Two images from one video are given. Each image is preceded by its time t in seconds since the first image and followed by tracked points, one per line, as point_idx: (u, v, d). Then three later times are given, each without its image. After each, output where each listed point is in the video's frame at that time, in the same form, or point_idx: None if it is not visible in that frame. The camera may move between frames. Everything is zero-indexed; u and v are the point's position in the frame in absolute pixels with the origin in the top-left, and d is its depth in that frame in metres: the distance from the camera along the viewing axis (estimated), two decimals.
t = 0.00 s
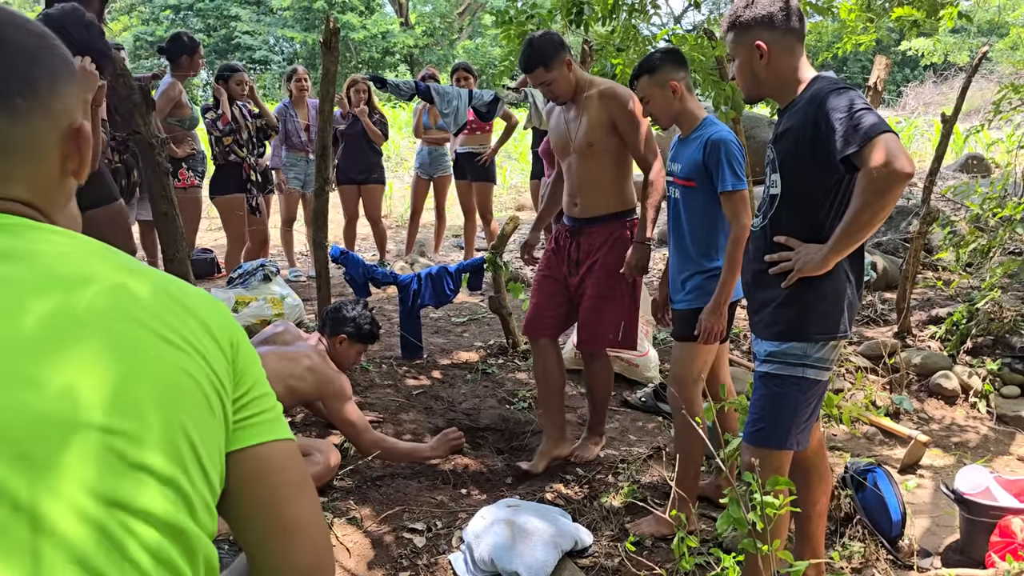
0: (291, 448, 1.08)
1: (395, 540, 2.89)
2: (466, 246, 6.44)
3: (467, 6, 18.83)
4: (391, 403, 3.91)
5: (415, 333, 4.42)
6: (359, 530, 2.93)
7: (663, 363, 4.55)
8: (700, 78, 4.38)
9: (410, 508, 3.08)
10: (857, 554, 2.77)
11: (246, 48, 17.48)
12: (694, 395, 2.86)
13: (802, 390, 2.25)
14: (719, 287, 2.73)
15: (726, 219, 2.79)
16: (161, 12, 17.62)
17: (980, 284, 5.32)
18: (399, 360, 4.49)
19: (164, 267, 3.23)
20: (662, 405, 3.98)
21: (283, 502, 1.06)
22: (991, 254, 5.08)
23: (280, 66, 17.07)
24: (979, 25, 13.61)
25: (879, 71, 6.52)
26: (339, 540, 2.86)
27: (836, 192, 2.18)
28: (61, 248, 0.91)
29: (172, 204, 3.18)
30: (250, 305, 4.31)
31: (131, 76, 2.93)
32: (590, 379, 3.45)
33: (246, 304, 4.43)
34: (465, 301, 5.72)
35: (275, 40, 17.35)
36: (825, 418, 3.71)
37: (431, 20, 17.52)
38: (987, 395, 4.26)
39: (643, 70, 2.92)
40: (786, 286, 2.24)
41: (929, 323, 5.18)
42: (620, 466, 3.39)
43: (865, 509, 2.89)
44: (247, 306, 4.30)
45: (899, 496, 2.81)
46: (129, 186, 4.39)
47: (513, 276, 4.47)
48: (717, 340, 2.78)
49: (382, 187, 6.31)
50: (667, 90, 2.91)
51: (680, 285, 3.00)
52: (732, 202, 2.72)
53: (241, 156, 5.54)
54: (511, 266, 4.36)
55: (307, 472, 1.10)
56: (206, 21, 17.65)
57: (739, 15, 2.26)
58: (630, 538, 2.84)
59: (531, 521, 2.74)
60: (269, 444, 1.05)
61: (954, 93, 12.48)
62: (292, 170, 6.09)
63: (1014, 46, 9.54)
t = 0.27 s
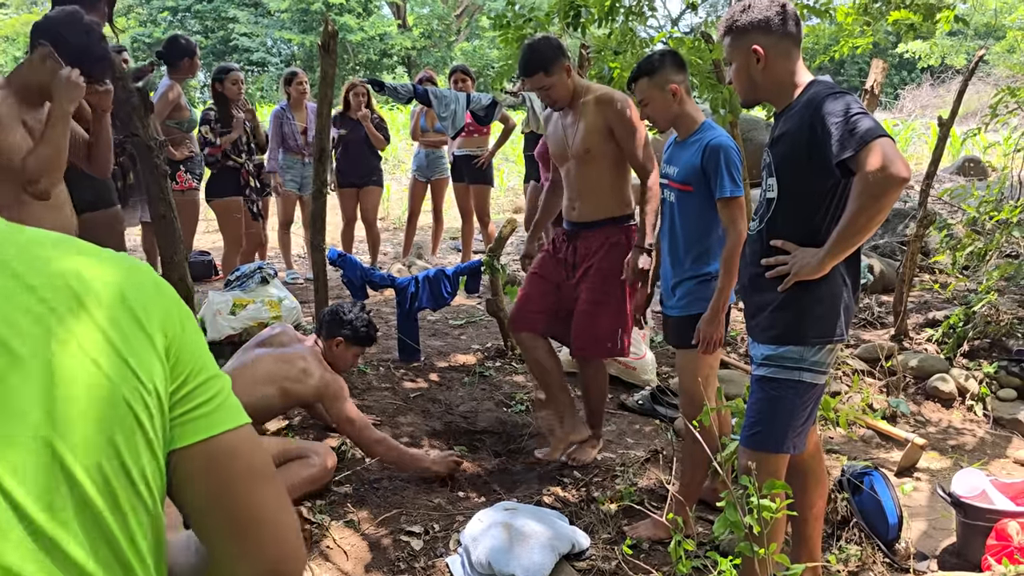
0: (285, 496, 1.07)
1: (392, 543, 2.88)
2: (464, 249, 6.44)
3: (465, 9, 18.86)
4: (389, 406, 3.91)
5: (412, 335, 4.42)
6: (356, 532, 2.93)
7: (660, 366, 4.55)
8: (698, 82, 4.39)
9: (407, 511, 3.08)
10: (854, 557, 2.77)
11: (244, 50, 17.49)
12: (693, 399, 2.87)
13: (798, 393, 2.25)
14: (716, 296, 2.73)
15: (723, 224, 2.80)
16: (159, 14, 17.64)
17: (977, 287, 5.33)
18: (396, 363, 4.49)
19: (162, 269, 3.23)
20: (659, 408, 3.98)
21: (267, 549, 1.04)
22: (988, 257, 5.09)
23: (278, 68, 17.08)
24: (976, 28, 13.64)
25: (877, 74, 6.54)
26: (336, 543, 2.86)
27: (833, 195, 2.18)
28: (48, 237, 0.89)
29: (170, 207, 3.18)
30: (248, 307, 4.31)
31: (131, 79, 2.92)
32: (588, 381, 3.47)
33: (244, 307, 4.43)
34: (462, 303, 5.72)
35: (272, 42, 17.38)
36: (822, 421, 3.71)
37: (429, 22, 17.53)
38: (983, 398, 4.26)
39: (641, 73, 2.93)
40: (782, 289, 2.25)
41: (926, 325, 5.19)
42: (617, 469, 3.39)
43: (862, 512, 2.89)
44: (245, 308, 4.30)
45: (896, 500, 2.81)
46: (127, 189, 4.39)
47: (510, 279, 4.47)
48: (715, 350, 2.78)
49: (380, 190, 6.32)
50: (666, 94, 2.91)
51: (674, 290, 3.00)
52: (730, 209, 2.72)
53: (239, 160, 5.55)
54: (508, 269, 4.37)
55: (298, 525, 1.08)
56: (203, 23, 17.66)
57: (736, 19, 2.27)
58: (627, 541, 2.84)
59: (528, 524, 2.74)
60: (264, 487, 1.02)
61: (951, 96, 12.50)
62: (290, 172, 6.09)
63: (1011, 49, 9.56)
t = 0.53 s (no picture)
0: (291, 490, 1.10)
1: (392, 546, 2.88)
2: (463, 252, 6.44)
3: (465, 11, 18.89)
4: (389, 409, 3.91)
5: (412, 338, 4.41)
6: (356, 535, 2.93)
7: (660, 369, 4.55)
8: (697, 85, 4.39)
9: (407, 514, 3.08)
10: (854, 561, 2.78)
11: (244, 52, 17.52)
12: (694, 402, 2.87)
13: (798, 396, 2.25)
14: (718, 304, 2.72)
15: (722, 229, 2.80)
16: (158, 16, 17.66)
17: (976, 290, 5.34)
18: (396, 365, 4.49)
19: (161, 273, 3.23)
20: (660, 411, 3.98)
21: (269, 541, 1.08)
22: (988, 260, 5.09)
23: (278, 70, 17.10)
24: (975, 31, 13.65)
25: (876, 77, 6.54)
26: (336, 546, 2.86)
27: (833, 198, 2.19)
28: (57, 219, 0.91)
29: (170, 209, 3.18)
30: (248, 310, 4.30)
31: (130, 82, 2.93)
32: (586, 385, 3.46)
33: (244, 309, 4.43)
34: (462, 306, 5.73)
35: (271, 44, 17.41)
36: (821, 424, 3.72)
37: (429, 24, 17.53)
38: (983, 401, 4.26)
39: (641, 77, 2.92)
40: (783, 293, 2.25)
41: (926, 328, 5.19)
42: (616, 472, 3.40)
43: (862, 515, 2.89)
44: (244, 311, 4.29)
45: (896, 503, 2.81)
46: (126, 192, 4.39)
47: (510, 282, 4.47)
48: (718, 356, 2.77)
49: (380, 192, 6.32)
50: (666, 98, 2.92)
51: (673, 294, 3.00)
52: (729, 215, 2.72)
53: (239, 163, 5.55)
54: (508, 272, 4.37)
55: (301, 520, 1.13)
56: (203, 25, 17.68)
57: (735, 23, 2.27)
58: (627, 545, 2.84)
59: (529, 526, 2.74)
60: (272, 481, 1.05)
61: (950, 99, 12.51)
62: (289, 175, 6.09)
63: (1010, 52, 9.57)
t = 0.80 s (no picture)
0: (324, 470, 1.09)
1: (392, 547, 2.88)
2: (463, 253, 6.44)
3: (463, 12, 18.91)
4: (389, 409, 3.90)
5: (412, 339, 4.41)
6: (356, 537, 2.93)
7: (660, 370, 4.56)
8: (697, 86, 4.39)
9: (407, 515, 3.08)
10: (854, 561, 2.78)
11: (243, 52, 17.52)
12: (693, 403, 2.88)
13: (798, 398, 2.26)
14: (708, 303, 2.76)
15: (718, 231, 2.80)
16: (158, 17, 17.66)
17: (975, 291, 5.34)
18: (395, 366, 4.49)
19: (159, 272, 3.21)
20: (659, 412, 3.98)
21: (308, 520, 1.06)
22: (986, 262, 5.10)
23: (277, 71, 17.11)
24: (973, 33, 13.67)
25: (875, 79, 6.55)
26: (336, 547, 2.86)
27: (834, 199, 2.19)
28: (80, 212, 0.88)
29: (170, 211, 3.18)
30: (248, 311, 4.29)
31: (130, 83, 2.94)
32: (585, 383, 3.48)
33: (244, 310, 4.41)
34: (462, 307, 5.73)
35: (270, 45, 17.41)
36: (821, 425, 3.72)
37: (428, 25, 17.53)
38: (982, 402, 4.27)
39: (641, 78, 2.93)
40: (782, 294, 2.25)
41: (925, 329, 5.20)
42: (616, 473, 3.40)
43: (862, 516, 2.89)
44: (244, 312, 4.29)
45: (895, 503, 2.81)
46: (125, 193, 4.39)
47: (510, 283, 4.47)
48: (705, 356, 2.81)
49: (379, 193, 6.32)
50: (666, 98, 2.93)
51: (671, 295, 3.01)
52: (725, 216, 2.72)
53: (238, 164, 5.55)
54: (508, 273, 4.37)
55: (335, 497, 1.11)
56: (202, 26, 17.68)
57: (733, 25, 2.28)
58: (627, 546, 2.85)
59: (529, 527, 2.74)
60: (307, 461, 1.03)
61: (948, 101, 12.53)
62: (288, 176, 6.09)
63: (1008, 54, 9.58)
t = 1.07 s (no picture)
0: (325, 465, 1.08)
1: (391, 547, 2.87)
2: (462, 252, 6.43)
3: (462, 12, 18.90)
4: (387, 410, 3.90)
5: (411, 339, 4.41)
6: (355, 537, 2.92)
7: (659, 369, 4.55)
8: (696, 85, 4.39)
9: (406, 515, 3.08)
10: (853, 561, 2.77)
11: (241, 53, 17.50)
12: (693, 403, 2.87)
13: (798, 397, 2.25)
14: (704, 299, 2.74)
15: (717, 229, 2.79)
16: (156, 17, 17.64)
17: (974, 290, 5.34)
18: (394, 366, 4.49)
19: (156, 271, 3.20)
20: (659, 412, 3.97)
21: (306, 515, 1.05)
22: (986, 261, 5.10)
23: (275, 71, 17.10)
24: (972, 32, 13.67)
25: (874, 78, 6.55)
26: (335, 548, 2.85)
27: (833, 198, 2.18)
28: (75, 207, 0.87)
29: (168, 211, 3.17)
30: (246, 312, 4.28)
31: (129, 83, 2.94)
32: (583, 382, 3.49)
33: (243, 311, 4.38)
34: (461, 307, 5.72)
35: (269, 45, 17.40)
36: (820, 425, 3.72)
37: (427, 25, 17.52)
38: (981, 401, 4.26)
39: (642, 77, 2.93)
40: (782, 293, 2.25)
41: (924, 329, 5.19)
42: (615, 472, 3.39)
43: (861, 516, 2.89)
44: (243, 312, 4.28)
45: (895, 503, 2.81)
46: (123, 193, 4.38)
47: (509, 283, 4.47)
48: (697, 353, 2.79)
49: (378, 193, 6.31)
50: (667, 97, 2.91)
51: (671, 294, 3.01)
52: (725, 214, 2.72)
53: (236, 164, 5.53)
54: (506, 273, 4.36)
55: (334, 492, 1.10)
56: (200, 26, 17.66)
57: (731, 25, 2.27)
58: (626, 546, 2.85)
59: (528, 527, 2.73)
60: (306, 456, 1.02)
61: (947, 100, 12.53)
62: (286, 175, 6.08)
63: (1007, 53, 9.58)
